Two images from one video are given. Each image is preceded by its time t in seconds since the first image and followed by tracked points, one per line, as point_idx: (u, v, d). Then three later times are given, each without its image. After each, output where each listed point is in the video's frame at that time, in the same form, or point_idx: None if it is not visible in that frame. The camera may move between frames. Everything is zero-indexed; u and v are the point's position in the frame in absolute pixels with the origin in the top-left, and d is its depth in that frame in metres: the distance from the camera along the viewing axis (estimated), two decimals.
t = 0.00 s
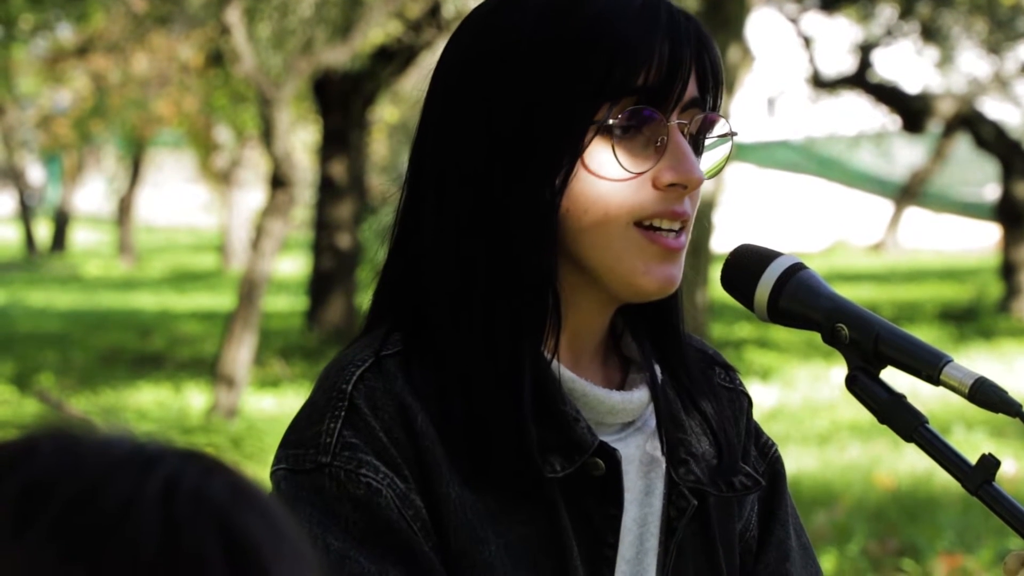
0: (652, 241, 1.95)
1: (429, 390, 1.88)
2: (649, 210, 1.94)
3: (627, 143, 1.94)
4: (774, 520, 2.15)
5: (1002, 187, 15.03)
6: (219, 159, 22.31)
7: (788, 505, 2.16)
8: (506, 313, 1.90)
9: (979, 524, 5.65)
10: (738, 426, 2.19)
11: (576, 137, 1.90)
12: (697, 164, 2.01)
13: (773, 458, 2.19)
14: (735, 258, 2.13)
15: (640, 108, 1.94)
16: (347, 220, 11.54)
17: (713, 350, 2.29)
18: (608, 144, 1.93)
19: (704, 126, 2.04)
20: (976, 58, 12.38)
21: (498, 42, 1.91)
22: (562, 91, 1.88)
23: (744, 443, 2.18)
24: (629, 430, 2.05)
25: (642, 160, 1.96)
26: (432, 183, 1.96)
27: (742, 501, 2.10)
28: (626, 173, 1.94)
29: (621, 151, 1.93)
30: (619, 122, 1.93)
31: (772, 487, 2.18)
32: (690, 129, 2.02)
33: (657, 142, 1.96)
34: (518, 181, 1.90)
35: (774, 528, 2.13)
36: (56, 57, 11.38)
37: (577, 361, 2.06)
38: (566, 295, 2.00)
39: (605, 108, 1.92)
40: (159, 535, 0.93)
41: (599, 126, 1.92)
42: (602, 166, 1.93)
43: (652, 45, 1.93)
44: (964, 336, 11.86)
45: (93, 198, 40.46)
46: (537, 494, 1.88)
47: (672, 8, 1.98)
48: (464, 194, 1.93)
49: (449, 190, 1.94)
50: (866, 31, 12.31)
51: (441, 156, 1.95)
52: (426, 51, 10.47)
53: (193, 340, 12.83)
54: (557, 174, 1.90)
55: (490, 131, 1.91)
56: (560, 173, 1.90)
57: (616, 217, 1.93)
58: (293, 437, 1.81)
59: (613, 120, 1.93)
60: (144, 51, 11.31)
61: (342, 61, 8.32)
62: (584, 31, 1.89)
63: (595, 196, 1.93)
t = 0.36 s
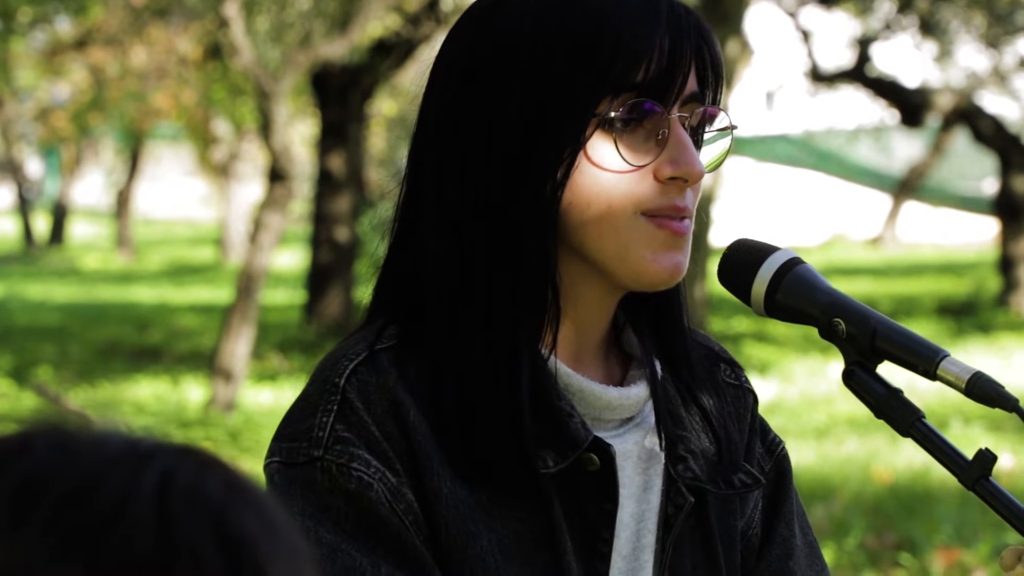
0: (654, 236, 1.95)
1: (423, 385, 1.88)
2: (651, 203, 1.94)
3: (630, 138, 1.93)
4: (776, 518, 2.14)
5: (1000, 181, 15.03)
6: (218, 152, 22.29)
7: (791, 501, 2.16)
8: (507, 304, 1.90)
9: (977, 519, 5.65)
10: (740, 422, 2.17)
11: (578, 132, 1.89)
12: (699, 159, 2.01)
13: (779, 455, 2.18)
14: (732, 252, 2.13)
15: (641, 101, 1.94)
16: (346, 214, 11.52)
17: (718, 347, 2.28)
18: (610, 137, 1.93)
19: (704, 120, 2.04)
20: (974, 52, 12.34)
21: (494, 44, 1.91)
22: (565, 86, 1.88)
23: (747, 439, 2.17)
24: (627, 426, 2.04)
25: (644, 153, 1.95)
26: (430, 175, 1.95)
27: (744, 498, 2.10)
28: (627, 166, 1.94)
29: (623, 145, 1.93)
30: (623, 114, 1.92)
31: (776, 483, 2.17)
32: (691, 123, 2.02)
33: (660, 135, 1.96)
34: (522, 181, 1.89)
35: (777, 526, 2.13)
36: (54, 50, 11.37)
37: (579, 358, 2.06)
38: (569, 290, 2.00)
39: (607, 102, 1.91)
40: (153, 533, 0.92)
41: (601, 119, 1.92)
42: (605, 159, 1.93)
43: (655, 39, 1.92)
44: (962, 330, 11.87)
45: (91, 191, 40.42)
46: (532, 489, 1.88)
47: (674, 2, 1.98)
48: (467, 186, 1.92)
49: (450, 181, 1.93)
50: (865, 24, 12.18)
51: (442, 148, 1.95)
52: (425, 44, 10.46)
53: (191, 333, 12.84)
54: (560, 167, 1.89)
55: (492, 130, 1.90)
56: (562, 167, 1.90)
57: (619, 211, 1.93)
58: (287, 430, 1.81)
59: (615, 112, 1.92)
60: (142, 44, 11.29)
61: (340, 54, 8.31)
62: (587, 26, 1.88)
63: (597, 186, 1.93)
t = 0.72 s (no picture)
0: (650, 228, 1.94)
1: (416, 379, 1.87)
2: (647, 193, 1.94)
3: (630, 127, 1.93)
4: (761, 511, 2.14)
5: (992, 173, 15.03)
6: (210, 145, 22.25)
7: (775, 495, 2.16)
8: (505, 297, 1.89)
9: (969, 510, 5.65)
10: (725, 415, 2.17)
11: (576, 126, 1.89)
12: (698, 150, 2.00)
13: (760, 449, 2.18)
14: (723, 245, 2.12)
15: (640, 93, 1.93)
16: (338, 206, 11.50)
17: (702, 341, 2.28)
18: (610, 129, 1.92)
19: (701, 112, 2.03)
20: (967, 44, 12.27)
21: (493, 37, 1.90)
22: (563, 78, 1.87)
23: (732, 433, 2.17)
24: (617, 419, 2.04)
25: (644, 144, 1.95)
26: (425, 165, 1.94)
27: (729, 492, 2.09)
28: (625, 156, 1.93)
29: (623, 136, 1.92)
30: (623, 107, 1.92)
31: (758, 477, 2.17)
32: (691, 115, 2.01)
33: (660, 126, 1.95)
34: (520, 178, 1.88)
35: (761, 519, 2.13)
36: (46, 43, 11.33)
37: (568, 353, 2.06)
38: (562, 284, 1.99)
39: (606, 96, 1.91)
40: (142, 526, 0.92)
41: (601, 112, 1.91)
42: (605, 152, 1.92)
43: (655, 33, 1.92)
44: (954, 322, 11.89)
45: (83, 185, 40.35)
46: (525, 484, 1.88)
47: None
48: (462, 178, 1.91)
49: (445, 174, 1.92)
50: (858, 17, 12.32)
51: (436, 141, 1.94)
52: (417, 38, 10.44)
53: (184, 326, 12.83)
54: (560, 157, 1.89)
55: (488, 125, 1.89)
56: (559, 161, 1.89)
57: (615, 201, 1.92)
58: (281, 424, 1.80)
59: (617, 104, 1.92)
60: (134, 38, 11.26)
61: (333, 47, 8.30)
62: (585, 19, 1.88)
63: (593, 177, 1.92)
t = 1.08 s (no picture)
0: (647, 222, 1.94)
1: (414, 374, 1.87)
2: (644, 187, 1.93)
3: (625, 121, 1.92)
4: (761, 506, 2.13)
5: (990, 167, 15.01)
6: (208, 139, 22.23)
7: (775, 490, 2.16)
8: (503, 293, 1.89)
9: (968, 505, 5.66)
10: (725, 411, 2.16)
11: (572, 120, 1.88)
12: (694, 143, 2.00)
13: (760, 444, 2.18)
14: (720, 239, 2.12)
15: (634, 87, 1.92)
16: (337, 201, 11.51)
17: (702, 336, 2.27)
18: (605, 123, 1.91)
19: (695, 106, 2.03)
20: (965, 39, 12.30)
21: (488, 32, 1.89)
22: (558, 71, 1.87)
23: (731, 428, 2.17)
24: (615, 415, 2.04)
25: (640, 138, 1.94)
26: (421, 161, 1.94)
27: (728, 488, 2.09)
28: (621, 151, 1.93)
29: (618, 130, 1.92)
30: (618, 102, 1.92)
31: (758, 472, 2.17)
32: (685, 109, 2.00)
33: (654, 120, 1.95)
34: (517, 173, 1.88)
35: (762, 515, 2.12)
36: (44, 38, 11.32)
37: (566, 348, 2.05)
38: (560, 279, 1.99)
39: (600, 91, 1.91)
40: (140, 521, 0.92)
41: (596, 105, 1.91)
42: (602, 146, 1.92)
43: (649, 27, 1.91)
44: (953, 317, 11.90)
45: (81, 179, 40.32)
46: (524, 479, 1.87)
47: None
48: (458, 174, 1.90)
49: (442, 169, 1.92)
50: (856, 10, 12.15)
51: (434, 134, 1.93)
52: (415, 32, 10.43)
53: (183, 321, 12.83)
54: (556, 152, 1.88)
55: (486, 118, 1.89)
56: (557, 154, 1.88)
57: (612, 195, 1.92)
58: (279, 419, 1.79)
59: (611, 98, 1.91)
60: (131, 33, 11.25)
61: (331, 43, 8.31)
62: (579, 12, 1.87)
63: (589, 173, 1.91)
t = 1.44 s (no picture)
0: (653, 215, 1.94)
1: (418, 370, 1.87)
2: (649, 182, 1.93)
3: (629, 117, 1.92)
4: (765, 504, 2.13)
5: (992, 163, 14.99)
6: (210, 135, 22.21)
7: (780, 486, 2.16)
8: (506, 289, 1.89)
9: (971, 501, 5.65)
10: (730, 406, 2.16)
11: (576, 115, 1.88)
12: (698, 139, 2.00)
13: (767, 441, 2.18)
14: (724, 234, 2.12)
15: (637, 83, 1.92)
16: (339, 197, 11.52)
17: (708, 332, 2.27)
18: (608, 118, 1.91)
19: (700, 101, 2.03)
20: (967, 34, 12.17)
21: (491, 28, 1.89)
22: (561, 66, 1.86)
23: (737, 425, 2.17)
24: (620, 412, 2.04)
25: (644, 133, 1.94)
26: (427, 158, 1.94)
27: (733, 484, 2.09)
28: (625, 146, 1.93)
29: (622, 125, 1.92)
30: (621, 97, 1.91)
31: (764, 469, 2.17)
32: (690, 104, 2.00)
33: (658, 115, 1.95)
34: (521, 169, 1.88)
35: (766, 512, 2.12)
36: (46, 34, 11.32)
37: (573, 344, 2.05)
38: (565, 275, 1.99)
39: (604, 85, 1.90)
40: (141, 517, 0.92)
41: (599, 101, 1.91)
42: (606, 140, 1.92)
43: (652, 20, 1.91)
44: (955, 312, 11.89)
45: (83, 175, 40.34)
46: (529, 475, 1.88)
47: None
48: (461, 171, 1.90)
49: (446, 165, 1.92)
50: (858, 6, 12.08)
51: (438, 130, 1.93)
52: (417, 28, 10.41)
53: (185, 317, 12.83)
54: (559, 149, 1.88)
55: (489, 112, 1.89)
56: (561, 149, 1.88)
57: (616, 189, 1.92)
58: (284, 413, 1.80)
59: (614, 94, 1.91)
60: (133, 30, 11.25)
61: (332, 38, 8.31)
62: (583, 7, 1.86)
63: (593, 168, 1.92)
